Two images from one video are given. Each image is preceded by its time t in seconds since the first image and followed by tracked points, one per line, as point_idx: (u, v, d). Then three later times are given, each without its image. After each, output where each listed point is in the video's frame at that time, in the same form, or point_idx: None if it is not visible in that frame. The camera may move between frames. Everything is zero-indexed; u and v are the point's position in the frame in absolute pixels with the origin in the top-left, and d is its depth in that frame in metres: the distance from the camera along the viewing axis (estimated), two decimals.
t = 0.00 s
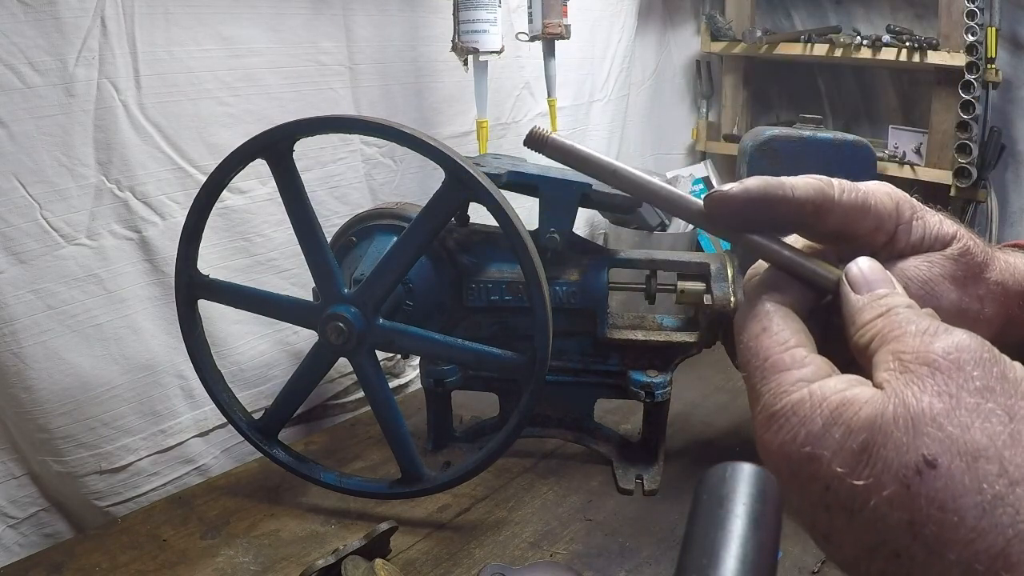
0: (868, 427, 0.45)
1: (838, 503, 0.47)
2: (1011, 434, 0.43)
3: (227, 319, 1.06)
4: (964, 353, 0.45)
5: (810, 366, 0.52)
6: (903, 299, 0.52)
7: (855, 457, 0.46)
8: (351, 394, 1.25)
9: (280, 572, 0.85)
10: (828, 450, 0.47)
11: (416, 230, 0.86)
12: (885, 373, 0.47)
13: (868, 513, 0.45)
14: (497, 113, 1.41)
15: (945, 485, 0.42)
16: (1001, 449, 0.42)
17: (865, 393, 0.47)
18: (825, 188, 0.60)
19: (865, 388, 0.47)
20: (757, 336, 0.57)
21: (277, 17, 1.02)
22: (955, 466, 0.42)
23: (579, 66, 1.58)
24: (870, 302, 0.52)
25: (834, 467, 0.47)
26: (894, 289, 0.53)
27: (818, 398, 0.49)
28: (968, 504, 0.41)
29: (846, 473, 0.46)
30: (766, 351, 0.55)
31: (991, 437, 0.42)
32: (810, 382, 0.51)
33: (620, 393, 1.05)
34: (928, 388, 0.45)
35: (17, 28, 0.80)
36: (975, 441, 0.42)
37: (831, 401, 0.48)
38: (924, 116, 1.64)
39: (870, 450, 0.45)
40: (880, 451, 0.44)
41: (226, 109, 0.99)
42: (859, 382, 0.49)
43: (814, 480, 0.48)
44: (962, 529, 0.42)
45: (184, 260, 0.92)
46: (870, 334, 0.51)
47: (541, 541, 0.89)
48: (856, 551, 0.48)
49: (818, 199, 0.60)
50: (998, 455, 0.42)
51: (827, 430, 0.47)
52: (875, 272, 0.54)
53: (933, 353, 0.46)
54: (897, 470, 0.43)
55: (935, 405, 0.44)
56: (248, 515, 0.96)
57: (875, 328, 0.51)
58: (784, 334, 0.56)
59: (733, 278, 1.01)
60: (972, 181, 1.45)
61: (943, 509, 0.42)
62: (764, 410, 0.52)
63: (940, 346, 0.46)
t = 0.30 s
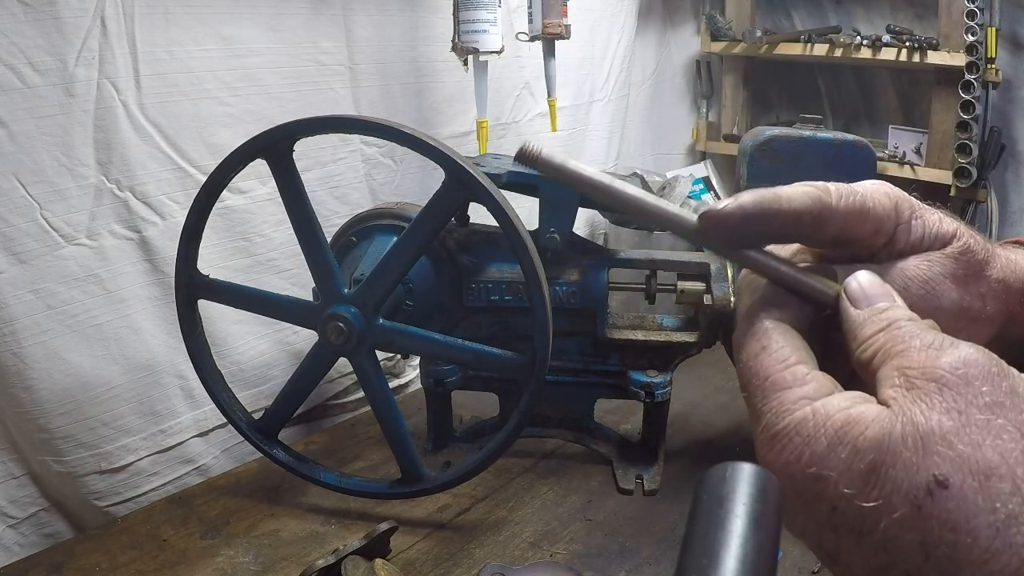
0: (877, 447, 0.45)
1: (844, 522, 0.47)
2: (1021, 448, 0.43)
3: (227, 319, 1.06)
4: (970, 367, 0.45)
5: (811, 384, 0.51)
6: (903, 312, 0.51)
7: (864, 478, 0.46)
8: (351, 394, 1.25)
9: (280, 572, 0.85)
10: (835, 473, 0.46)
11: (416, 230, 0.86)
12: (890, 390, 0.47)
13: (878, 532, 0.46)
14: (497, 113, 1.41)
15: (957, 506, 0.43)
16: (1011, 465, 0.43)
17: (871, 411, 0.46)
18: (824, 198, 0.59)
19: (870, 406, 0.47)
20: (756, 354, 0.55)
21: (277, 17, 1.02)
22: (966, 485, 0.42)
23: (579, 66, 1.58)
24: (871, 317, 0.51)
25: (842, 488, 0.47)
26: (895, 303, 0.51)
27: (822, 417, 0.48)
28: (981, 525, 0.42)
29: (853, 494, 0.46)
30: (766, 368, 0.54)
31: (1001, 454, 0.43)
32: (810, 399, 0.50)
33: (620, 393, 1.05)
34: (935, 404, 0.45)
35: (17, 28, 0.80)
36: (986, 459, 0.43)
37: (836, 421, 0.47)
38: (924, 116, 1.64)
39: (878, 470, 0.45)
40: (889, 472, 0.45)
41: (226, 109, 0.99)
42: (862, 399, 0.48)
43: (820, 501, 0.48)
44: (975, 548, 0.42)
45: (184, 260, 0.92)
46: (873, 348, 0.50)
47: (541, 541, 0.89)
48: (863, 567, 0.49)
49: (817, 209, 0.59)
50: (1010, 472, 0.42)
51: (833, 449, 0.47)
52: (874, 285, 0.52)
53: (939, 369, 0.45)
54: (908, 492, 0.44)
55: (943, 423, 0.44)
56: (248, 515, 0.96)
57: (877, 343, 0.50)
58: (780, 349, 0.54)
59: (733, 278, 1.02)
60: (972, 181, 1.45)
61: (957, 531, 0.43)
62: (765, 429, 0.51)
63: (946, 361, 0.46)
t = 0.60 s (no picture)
0: (828, 492, 0.45)
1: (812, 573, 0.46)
2: (973, 465, 0.43)
3: (227, 319, 1.06)
4: (905, 395, 0.47)
5: (748, 444, 0.49)
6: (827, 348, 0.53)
7: (821, 525, 0.45)
8: (351, 394, 1.25)
9: (280, 572, 0.85)
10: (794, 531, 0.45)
11: (416, 230, 0.86)
12: (829, 430, 0.48)
13: None
14: (497, 113, 1.41)
15: (921, 535, 0.42)
16: (971, 480, 0.42)
17: (813, 460, 0.46)
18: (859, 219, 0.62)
19: (809, 455, 0.47)
20: (682, 418, 0.53)
21: (277, 17, 1.02)
22: (929, 510, 0.42)
23: (579, 66, 1.58)
24: (793, 355, 0.53)
25: (801, 542, 0.45)
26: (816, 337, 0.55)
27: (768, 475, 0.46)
28: (955, 552, 0.41)
29: (814, 543, 0.45)
30: (694, 428, 0.52)
31: (946, 468, 0.43)
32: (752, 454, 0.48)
33: (620, 393, 1.05)
34: (877, 438, 0.45)
35: (17, 28, 0.80)
36: (944, 479, 0.42)
37: (780, 475, 0.46)
38: (924, 116, 1.64)
39: (835, 517, 0.45)
40: (844, 515, 0.44)
41: (226, 109, 0.99)
42: (802, 449, 0.48)
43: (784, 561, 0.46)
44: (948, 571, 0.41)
45: (184, 260, 0.92)
46: (799, 387, 0.52)
47: (541, 541, 0.89)
48: None
49: (860, 238, 0.62)
50: (972, 486, 0.42)
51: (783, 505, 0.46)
52: (793, 325, 0.55)
53: (876, 399, 0.47)
54: (872, 527, 0.43)
55: (890, 454, 0.44)
56: (248, 515, 0.96)
57: (802, 381, 0.52)
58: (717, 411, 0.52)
59: (735, 278, 0.99)
60: (972, 182, 1.45)
61: (923, 561, 0.42)
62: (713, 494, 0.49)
63: (882, 395, 0.47)
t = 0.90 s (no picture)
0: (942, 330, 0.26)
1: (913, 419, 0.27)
2: None
3: (228, 319, 1.06)
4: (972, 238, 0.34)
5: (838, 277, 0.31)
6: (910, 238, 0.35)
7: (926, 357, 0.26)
8: (351, 394, 1.25)
9: (280, 572, 0.85)
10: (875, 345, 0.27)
11: (416, 230, 0.86)
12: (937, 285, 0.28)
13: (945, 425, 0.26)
14: (497, 113, 1.41)
15: None
16: None
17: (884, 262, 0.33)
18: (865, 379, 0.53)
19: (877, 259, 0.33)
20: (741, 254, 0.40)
21: (277, 17, 1.02)
22: None
23: (579, 66, 1.59)
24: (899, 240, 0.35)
25: (901, 374, 0.27)
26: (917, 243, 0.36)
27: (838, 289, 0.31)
28: None
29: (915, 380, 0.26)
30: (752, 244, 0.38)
31: None
32: (883, 305, 0.28)
33: (620, 393, 1.05)
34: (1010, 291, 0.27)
35: (17, 28, 0.80)
36: None
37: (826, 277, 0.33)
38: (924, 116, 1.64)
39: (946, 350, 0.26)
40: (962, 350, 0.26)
41: (226, 109, 0.99)
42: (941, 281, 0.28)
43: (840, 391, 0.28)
44: None
45: (184, 260, 0.92)
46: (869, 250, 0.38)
47: (541, 541, 0.89)
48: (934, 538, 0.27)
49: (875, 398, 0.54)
50: None
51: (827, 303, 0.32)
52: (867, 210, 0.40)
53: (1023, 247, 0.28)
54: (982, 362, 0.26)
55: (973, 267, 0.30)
56: (248, 515, 0.96)
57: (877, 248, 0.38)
58: (795, 235, 0.35)
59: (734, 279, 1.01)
60: (972, 181, 1.45)
61: None
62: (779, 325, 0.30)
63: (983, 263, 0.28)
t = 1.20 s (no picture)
0: (855, 446, 0.38)
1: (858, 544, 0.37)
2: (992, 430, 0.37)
3: (228, 319, 1.06)
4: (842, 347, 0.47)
5: (782, 412, 0.43)
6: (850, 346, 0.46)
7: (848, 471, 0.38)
8: (351, 394, 1.25)
9: (281, 572, 0.85)
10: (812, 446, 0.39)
11: (416, 230, 0.86)
12: (852, 405, 0.41)
13: (870, 531, 0.37)
14: (497, 113, 1.41)
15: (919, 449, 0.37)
16: (981, 436, 0.36)
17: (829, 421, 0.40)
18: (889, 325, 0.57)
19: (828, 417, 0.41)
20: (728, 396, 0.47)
21: (277, 17, 1.02)
22: (945, 460, 0.36)
23: (579, 66, 1.58)
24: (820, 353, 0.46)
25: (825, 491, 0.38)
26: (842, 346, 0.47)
27: (789, 437, 0.40)
28: (966, 496, 0.35)
29: (837, 490, 0.37)
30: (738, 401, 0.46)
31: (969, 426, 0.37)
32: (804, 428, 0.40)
33: (620, 392, 1.05)
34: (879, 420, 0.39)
35: (17, 28, 0.80)
36: (958, 436, 0.36)
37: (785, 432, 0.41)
38: (924, 116, 1.64)
39: (860, 467, 0.37)
40: (870, 462, 0.37)
41: (226, 109, 0.99)
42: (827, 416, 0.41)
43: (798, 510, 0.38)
44: (969, 527, 0.35)
45: (184, 260, 0.92)
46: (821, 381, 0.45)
47: (541, 541, 0.89)
48: None
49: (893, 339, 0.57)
50: (962, 479, 0.35)
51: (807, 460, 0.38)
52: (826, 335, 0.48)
53: (896, 377, 0.41)
54: (892, 471, 0.37)
55: (909, 417, 0.38)
56: (248, 515, 0.96)
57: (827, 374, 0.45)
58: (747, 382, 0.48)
59: (734, 278, 1.02)
60: (972, 181, 1.44)
61: (931, 522, 0.35)
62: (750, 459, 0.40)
63: (903, 371, 0.41)
